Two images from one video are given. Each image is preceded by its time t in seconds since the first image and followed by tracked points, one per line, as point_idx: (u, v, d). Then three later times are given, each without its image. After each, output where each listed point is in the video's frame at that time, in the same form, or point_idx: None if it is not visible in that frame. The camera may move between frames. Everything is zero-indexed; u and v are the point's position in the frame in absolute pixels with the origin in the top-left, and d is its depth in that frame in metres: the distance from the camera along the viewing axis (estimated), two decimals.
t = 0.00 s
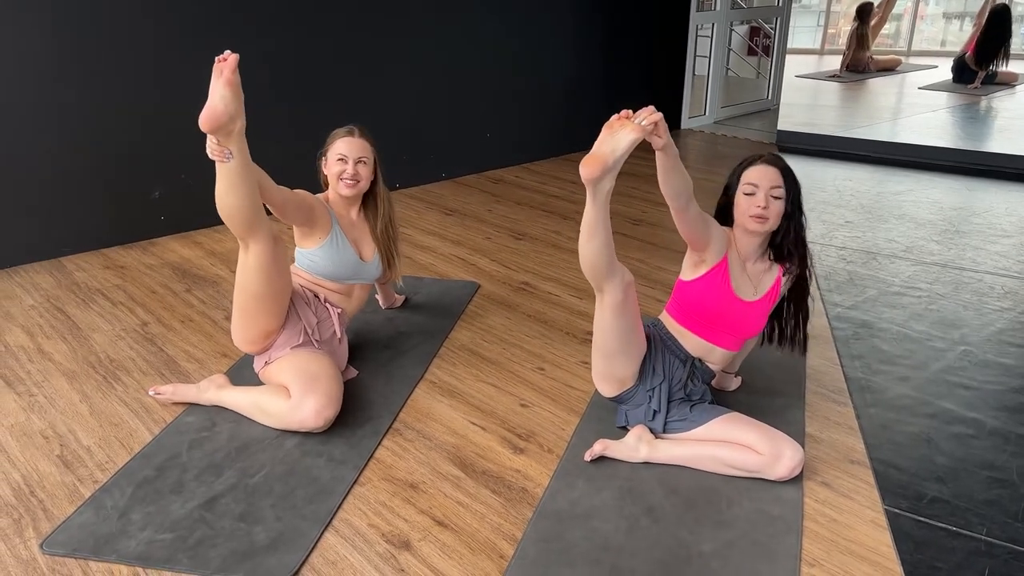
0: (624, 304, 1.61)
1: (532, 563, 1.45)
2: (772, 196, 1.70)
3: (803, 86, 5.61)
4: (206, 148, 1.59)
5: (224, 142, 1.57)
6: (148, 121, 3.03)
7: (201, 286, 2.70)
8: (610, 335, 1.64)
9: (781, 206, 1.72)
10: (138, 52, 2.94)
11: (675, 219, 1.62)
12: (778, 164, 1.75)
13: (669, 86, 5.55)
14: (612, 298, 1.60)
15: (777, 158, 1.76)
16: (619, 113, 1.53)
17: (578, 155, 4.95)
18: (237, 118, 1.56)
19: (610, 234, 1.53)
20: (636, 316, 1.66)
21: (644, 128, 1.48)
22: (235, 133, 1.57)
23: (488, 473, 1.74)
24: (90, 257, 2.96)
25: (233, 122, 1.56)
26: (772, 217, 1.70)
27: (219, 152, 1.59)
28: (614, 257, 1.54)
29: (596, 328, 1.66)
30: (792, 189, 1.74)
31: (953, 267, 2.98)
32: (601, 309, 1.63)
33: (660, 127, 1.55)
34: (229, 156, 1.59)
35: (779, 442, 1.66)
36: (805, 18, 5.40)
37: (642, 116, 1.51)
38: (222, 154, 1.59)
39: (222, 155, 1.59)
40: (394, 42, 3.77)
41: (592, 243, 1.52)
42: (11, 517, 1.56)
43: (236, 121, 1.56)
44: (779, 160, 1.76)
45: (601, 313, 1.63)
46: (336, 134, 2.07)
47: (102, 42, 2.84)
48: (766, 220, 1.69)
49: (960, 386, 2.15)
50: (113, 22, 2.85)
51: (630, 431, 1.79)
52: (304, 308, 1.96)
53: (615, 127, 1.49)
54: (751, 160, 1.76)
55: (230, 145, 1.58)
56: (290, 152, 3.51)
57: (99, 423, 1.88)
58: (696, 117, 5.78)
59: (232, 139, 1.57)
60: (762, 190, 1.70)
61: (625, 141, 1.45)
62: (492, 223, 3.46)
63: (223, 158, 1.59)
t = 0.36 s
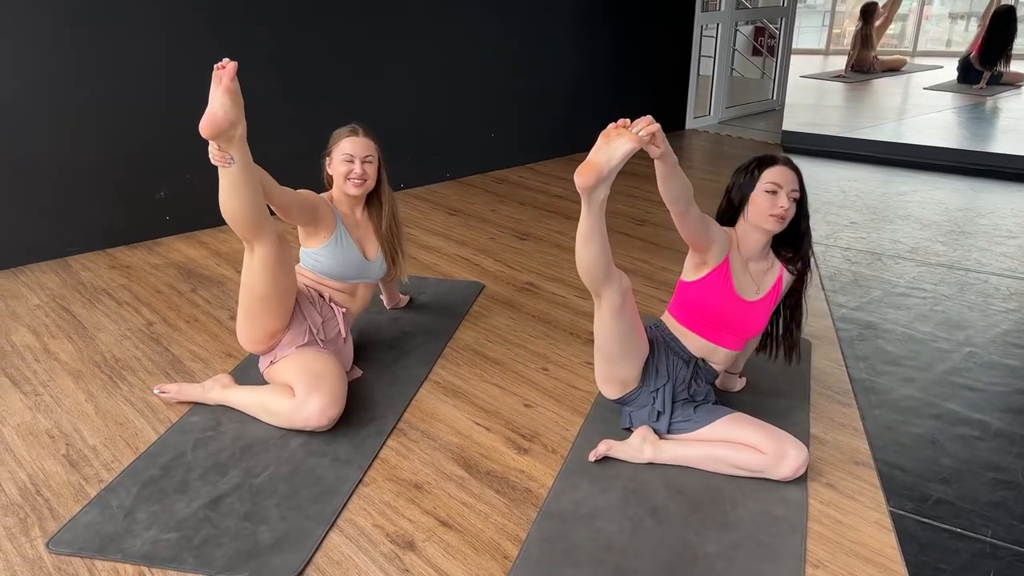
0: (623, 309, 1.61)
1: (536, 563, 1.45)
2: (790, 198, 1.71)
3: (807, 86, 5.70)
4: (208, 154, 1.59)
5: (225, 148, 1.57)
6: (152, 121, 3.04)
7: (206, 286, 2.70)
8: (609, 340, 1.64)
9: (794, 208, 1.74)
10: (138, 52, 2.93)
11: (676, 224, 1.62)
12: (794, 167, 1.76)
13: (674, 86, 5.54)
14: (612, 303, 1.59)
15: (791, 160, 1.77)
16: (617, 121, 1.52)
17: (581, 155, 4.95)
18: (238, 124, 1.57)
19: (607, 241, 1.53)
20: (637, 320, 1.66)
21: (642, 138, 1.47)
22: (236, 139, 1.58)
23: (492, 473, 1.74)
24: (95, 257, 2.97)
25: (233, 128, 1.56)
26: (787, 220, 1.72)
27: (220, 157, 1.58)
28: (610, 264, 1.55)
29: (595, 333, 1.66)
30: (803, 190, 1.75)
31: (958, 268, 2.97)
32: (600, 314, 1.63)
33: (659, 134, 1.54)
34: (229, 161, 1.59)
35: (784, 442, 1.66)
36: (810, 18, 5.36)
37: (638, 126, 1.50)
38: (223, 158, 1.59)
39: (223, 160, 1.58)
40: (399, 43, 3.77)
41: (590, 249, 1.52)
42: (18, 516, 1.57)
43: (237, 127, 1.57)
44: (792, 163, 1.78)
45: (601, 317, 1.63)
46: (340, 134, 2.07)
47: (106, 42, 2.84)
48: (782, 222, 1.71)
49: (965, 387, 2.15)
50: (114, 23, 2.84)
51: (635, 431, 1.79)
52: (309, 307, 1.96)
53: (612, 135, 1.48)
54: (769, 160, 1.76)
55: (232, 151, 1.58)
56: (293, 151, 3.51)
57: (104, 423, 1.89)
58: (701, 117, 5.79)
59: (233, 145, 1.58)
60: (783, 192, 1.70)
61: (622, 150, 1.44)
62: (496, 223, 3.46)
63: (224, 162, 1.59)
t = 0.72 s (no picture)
0: (625, 312, 1.61)
1: (539, 565, 1.46)
2: (788, 200, 1.72)
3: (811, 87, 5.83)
4: (213, 160, 1.60)
5: (230, 155, 1.58)
6: (156, 122, 3.04)
7: (210, 287, 2.71)
8: (611, 342, 1.64)
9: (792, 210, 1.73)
10: (136, 53, 2.93)
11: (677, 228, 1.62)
12: (789, 169, 1.76)
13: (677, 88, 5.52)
14: (612, 305, 1.60)
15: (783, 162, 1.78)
16: (619, 125, 1.53)
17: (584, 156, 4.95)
18: (244, 132, 1.57)
19: (608, 244, 1.53)
20: (639, 323, 1.66)
21: (643, 143, 1.47)
22: (241, 146, 1.58)
23: (495, 475, 1.75)
24: (100, 258, 2.98)
25: (239, 135, 1.56)
26: (786, 222, 1.71)
27: (225, 164, 1.59)
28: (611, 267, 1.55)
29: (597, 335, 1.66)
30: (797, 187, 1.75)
31: (962, 271, 2.97)
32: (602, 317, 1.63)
33: (660, 138, 1.55)
34: (234, 167, 1.60)
35: (787, 444, 1.66)
36: (814, 19, 5.51)
37: (641, 129, 1.50)
38: (228, 164, 1.60)
39: (228, 166, 1.59)
40: (403, 44, 3.78)
41: (590, 253, 1.52)
42: (22, 517, 1.57)
43: (243, 134, 1.57)
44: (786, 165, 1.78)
45: (601, 320, 1.63)
46: (332, 138, 2.03)
47: (108, 43, 2.85)
48: (782, 225, 1.70)
49: (969, 390, 2.15)
50: (112, 24, 2.84)
51: (638, 434, 1.79)
52: (312, 309, 1.96)
53: (614, 140, 1.48)
54: (763, 164, 1.76)
55: (237, 158, 1.59)
56: (296, 152, 3.52)
57: (108, 424, 1.90)
58: (704, 119, 5.80)
59: (239, 151, 1.58)
60: (779, 194, 1.71)
61: (623, 155, 1.44)
62: (500, 225, 3.47)
63: (230, 169, 1.60)
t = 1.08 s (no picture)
0: (627, 313, 1.61)
1: (541, 566, 1.46)
2: (760, 194, 1.72)
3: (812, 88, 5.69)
4: (222, 161, 1.60)
5: (239, 156, 1.59)
6: (157, 122, 3.05)
7: (211, 288, 2.71)
8: (614, 343, 1.64)
9: (772, 202, 1.72)
10: (136, 52, 2.93)
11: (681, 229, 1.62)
12: (762, 165, 1.77)
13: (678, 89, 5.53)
14: (615, 306, 1.60)
15: (760, 161, 1.78)
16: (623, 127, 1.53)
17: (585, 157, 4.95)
18: (254, 133, 1.57)
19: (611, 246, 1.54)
20: (641, 323, 1.67)
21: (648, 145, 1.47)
22: (251, 148, 1.58)
23: (497, 476, 1.75)
24: (101, 259, 2.98)
25: (250, 136, 1.56)
26: (764, 214, 1.71)
27: (234, 165, 1.60)
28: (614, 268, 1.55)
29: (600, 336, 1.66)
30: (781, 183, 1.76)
31: (963, 272, 2.97)
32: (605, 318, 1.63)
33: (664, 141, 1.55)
34: (242, 169, 1.60)
35: (788, 445, 1.66)
36: (815, 20, 5.46)
37: (645, 133, 1.51)
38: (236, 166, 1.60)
39: (235, 168, 1.60)
40: (403, 45, 3.78)
41: (591, 255, 1.53)
42: (24, 517, 1.58)
43: (253, 136, 1.57)
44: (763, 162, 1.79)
45: (604, 321, 1.63)
46: (331, 140, 2.03)
47: (108, 44, 2.85)
48: (758, 217, 1.70)
49: (971, 391, 2.14)
50: (112, 24, 2.84)
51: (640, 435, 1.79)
52: (313, 309, 1.96)
53: (619, 142, 1.48)
54: (735, 169, 1.79)
55: (246, 159, 1.59)
56: (297, 153, 3.52)
57: (110, 424, 1.90)
58: (705, 120, 5.80)
59: (247, 153, 1.58)
60: (748, 190, 1.72)
61: (628, 157, 1.44)
62: (501, 226, 3.47)
63: (238, 170, 1.60)
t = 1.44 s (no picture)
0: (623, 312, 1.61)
1: (539, 566, 1.45)
2: (744, 191, 1.71)
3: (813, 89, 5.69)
4: (225, 159, 1.60)
5: (244, 154, 1.58)
6: (158, 122, 3.05)
7: (210, 288, 2.71)
8: (611, 343, 1.64)
9: (757, 200, 1.70)
10: (136, 52, 2.93)
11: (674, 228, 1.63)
12: (756, 161, 1.73)
13: (678, 90, 5.54)
14: (611, 306, 1.59)
15: (761, 156, 1.74)
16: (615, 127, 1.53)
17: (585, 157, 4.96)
18: (258, 131, 1.57)
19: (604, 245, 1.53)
20: (638, 323, 1.66)
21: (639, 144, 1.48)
22: (254, 146, 1.58)
23: (495, 476, 1.74)
24: (100, 260, 2.98)
25: (253, 134, 1.56)
26: (744, 212, 1.70)
27: (238, 164, 1.60)
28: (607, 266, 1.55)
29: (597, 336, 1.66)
30: (772, 184, 1.70)
31: (963, 272, 2.96)
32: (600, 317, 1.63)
33: (656, 141, 1.55)
34: (245, 168, 1.60)
35: (787, 446, 1.66)
36: (814, 21, 5.46)
37: (638, 132, 1.51)
38: (240, 165, 1.60)
39: (239, 166, 1.60)
40: (403, 45, 3.78)
41: (586, 253, 1.53)
42: (22, 518, 1.57)
43: (256, 133, 1.56)
44: (763, 158, 1.74)
45: (600, 320, 1.63)
46: (330, 140, 2.01)
47: (108, 44, 2.86)
48: (737, 215, 1.71)
49: (970, 391, 2.14)
50: (112, 24, 2.84)
51: (638, 434, 1.79)
52: (312, 309, 1.96)
53: (611, 141, 1.48)
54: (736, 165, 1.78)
55: (249, 157, 1.59)
56: (297, 153, 3.53)
57: (108, 425, 1.90)
58: (705, 121, 5.80)
59: (251, 151, 1.58)
60: (735, 187, 1.73)
61: (619, 156, 1.45)
62: (500, 226, 3.47)
63: (242, 169, 1.60)
